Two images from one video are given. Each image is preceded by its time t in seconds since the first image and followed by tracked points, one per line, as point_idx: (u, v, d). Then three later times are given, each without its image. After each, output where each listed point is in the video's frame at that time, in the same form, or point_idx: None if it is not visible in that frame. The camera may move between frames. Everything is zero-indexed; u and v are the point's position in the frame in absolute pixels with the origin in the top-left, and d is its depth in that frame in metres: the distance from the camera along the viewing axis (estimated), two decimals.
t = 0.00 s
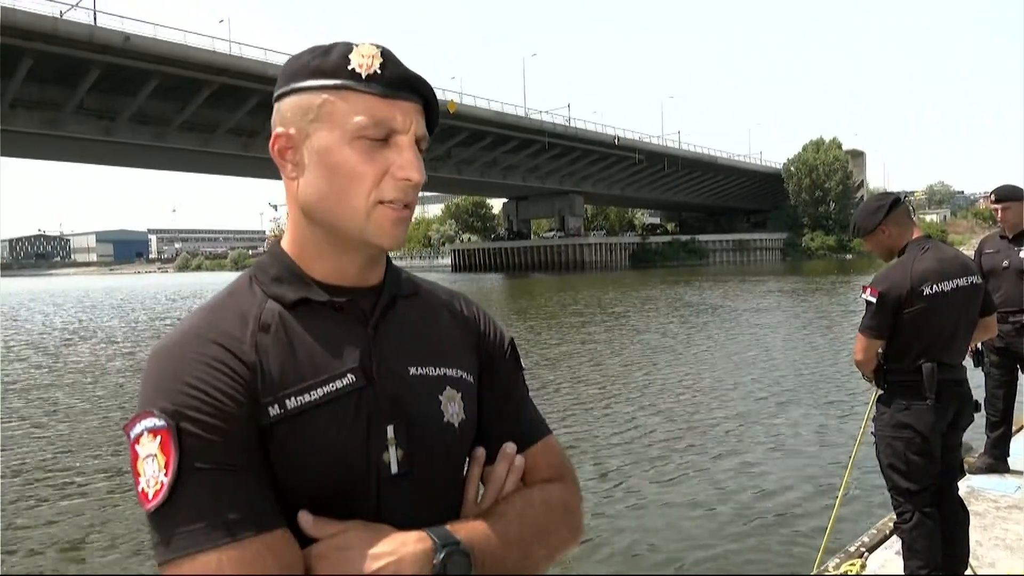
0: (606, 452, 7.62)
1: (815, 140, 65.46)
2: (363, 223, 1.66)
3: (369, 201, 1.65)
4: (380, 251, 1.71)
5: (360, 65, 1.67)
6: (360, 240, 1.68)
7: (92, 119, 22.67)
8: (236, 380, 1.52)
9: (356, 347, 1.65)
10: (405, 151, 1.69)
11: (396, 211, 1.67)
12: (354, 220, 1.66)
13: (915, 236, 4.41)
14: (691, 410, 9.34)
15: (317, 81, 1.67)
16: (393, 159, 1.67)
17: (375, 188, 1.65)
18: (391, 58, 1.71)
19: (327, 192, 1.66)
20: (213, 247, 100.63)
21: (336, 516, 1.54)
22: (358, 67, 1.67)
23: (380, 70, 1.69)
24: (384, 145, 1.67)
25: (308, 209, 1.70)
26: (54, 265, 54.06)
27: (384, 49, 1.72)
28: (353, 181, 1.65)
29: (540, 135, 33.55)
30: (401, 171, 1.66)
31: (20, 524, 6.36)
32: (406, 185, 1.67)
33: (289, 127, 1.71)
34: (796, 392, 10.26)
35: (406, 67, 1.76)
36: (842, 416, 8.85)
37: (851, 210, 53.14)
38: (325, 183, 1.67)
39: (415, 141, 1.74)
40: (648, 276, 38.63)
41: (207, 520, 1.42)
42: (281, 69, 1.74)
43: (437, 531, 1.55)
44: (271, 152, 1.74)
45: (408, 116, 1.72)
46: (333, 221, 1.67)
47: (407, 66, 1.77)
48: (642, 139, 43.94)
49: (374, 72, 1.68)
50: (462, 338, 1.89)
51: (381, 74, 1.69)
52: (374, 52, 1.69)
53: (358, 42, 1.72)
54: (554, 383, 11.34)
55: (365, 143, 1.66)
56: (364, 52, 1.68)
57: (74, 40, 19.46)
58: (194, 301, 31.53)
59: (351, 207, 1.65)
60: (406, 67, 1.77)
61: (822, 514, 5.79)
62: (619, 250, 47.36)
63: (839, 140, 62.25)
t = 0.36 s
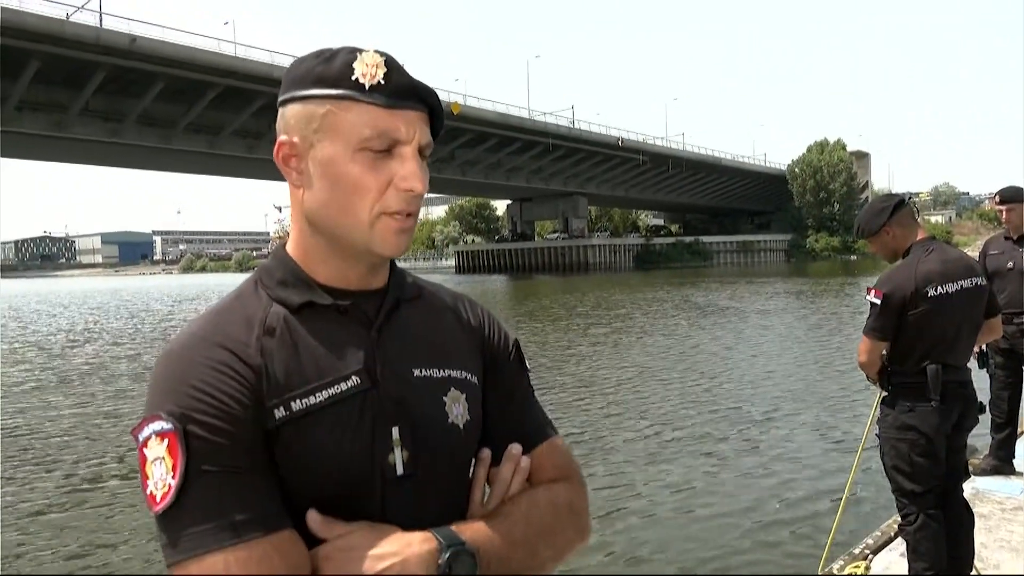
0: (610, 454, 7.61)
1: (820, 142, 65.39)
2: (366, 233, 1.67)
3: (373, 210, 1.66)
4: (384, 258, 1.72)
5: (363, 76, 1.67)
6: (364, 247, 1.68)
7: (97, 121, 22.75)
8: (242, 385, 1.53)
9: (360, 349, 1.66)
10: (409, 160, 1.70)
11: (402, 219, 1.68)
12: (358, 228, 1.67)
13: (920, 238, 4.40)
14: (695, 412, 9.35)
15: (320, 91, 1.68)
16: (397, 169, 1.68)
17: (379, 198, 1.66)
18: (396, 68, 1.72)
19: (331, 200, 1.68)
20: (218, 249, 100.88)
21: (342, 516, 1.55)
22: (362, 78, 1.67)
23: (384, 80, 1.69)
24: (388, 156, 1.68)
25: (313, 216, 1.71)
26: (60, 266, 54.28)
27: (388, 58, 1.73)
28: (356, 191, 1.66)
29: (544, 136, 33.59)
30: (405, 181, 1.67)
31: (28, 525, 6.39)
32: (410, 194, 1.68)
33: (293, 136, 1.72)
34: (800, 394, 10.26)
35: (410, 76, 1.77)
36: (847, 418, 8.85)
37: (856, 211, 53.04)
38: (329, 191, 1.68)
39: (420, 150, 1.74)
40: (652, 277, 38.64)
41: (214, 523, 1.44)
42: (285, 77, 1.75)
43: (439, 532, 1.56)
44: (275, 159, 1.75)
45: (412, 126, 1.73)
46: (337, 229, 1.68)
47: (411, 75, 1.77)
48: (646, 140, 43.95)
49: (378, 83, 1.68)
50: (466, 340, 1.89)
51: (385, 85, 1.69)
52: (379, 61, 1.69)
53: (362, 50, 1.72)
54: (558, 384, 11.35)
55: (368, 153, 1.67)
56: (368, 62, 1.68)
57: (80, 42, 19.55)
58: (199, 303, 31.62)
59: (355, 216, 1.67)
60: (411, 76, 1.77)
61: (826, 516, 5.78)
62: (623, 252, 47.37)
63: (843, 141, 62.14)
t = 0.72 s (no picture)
0: (609, 455, 7.61)
1: (818, 143, 65.50)
2: (355, 236, 1.67)
3: (359, 213, 1.67)
4: (374, 261, 1.73)
5: (345, 81, 1.67)
6: (353, 251, 1.69)
7: (96, 122, 22.75)
8: (235, 387, 1.54)
9: (352, 350, 1.66)
10: (394, 165, 1.70)
11: (389, 222, 1.69)
12: (346, 231, 1.67)
13: (916, 239, 4.40)
14: (694, 413, 9.36)
15: (302, 96, 1.68)
16: (382, 174, 1.68)
17: (366, 202, 1.67)
18: (378, 73, 1.73)
19: (318, 204, 1.68)
20: (217, 251, 100.90)
21: (342, 515, 1.55)
22: (344, 82, 1.68)
23: (366, 85, 1.69)
24: (374, 159, 1.69)
25: (301, 222, 1.72)
26: (59, 267, 54.29)
27: (370, 62, 1.73)
28: (343, 196, 1.67)
29: (543, 138, 33.62)
30: (390, 185, 1.68)
31: (22, 528, 6.35)
32: (396, 198, 1.68)
33: (278, 142, 1.73)
34: (798, 395, 10.27)
35: (393, 80, 1.77)
36: (845, 419, 8.85)
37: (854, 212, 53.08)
38: (317, 195, 1.68)
39: (405, 154, 1.75)
40: (652, 278, 38.65)
41: (208, 525, 1.44)
42: (268, 83, 1.75)
43: (442, 529, 1.56)
44: (261, 166, 1.76)
45: (396, 130, 1.73)
46: (325, 233, 1.69)
47: (394, 78, 1.78)
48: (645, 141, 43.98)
49: (361, 87, 1.69)
50: (461, 340, 1.90)
51: (368, 89, 1.70)
52: (361, 66, 1.70)
53: (344, 56, 1.72)
54: (557, 386, 11.34)
55: (354, 158, 1.67)
56: (350, 67, 1.69)
57: (78, 43, 19.56)
58: (198, 304, 31.62)
59: (343, 220, 1.67)
60: (394, 80, 1.78)
61: (825, 517, 5.77)
62: (623, 253, 47.41)
63: (842, 142, 62.23)
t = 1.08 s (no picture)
0: (606, 457, 7.60)
1: (815, 145, 65.64)
2: (344, 237, 1.68)
3: (348, 214, 1.68)
4: (365, 263, 1.73)
5: (326, 82, 1.69)
6: (343, 253, 1.70)
7: (92, 123, 22.71)
8: (228, 393, 1.54)
9: (345, 353, 1.66)
10: (379, 165, 1.72)
11: (377, 223, 1.70)
12: (336, 233, 1.68)
13: (907, 242, 4.41)
14: (692, 414, 9.37)
15: (285, 100, 1.69)
16: (368, 173, 1.69)
17: (354, 203, 1.68)
18: (358, 73, 1.74)
19: (306, 207, 1.68)
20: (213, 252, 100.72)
21: (343, 518, 1.55)
22: (325, 85, 1.69)
23: (347, 85, 1.71)
24: (359, 159, 1.70)
25: (289, 227, 1.71)
26: (55, 269, 54.10)
27: (351, 63, 1.75)
28: (331, 198, 1.67)
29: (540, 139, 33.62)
30: (376, 185, 1.69)
31: (19, 531, 6.31)
32: (383, 199, 1.70)
33: (262, 148, 1.73)
34: (796, 397, 10.28)
35: (374, 82, 1.79)
36: (842, 421, 8.86)
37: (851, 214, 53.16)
38: (305, 197, 1.68)
39: (389, 155, 1.77)
40: (649, 280, 38.69)
41: (206, 532, 1.43)
42: (249, 90, 1.76)
43: (448, 530, 1.57)
44: (245, 173, 1.75)
45: (380, 131, 1.75)
46: (314, 237, 1.69)
47: (374, 80, 1.79)
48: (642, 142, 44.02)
49: (343, 88, 1.70)
50: (453, 344, 1.90)
51: (349, 91, 1.71)
52: (341, 68, 1.71)
53: (324, 59, 1.74)
54: (553, 387, 11.33)
55: (339, 158, 1.68)
56: (331, 68, 1.70)
57: (75, 43, 19.51)
58: (194, 306, 31.54)
59: (332, 222, 1.68)
60: (374, 82, 1.80)
61: (821, 519, 5.77)
62: (620, 255, 47.40)
63: (838, 144, 62.35)
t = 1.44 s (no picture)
0: (605, 459, 7.63)
1: (814, 146, 65.64)
2: (346, 235, 1.68)
3: (349, 213, 1.68)
4: (365, 264, 1.73)
5: (326, 79, 1.69)
6: (345, 253, 1.69)
7: (91, 125, 22.73)
8: (227, 400, 1.53)
9: (345, 357, 1.65)
10: (381, 161, 1.71)
11: (379, 220, 1.70)
12: (336, 232, 1.67)
13: (908, 243, 4.41)
14: (691, 416, 9.39)
15: (284, 98, 1.69)
16: (370, 169, 1.69)
17: (354, 201, 1.68)
18: (356, 69, 1.73)
19: (306, 206, 1.68)
20: (213, 253, 100.68)
21: (343, 524, 1.55)
22: (324, 81, 1.69)
23: (346, 82, 1.71)
24: (360, 156, 1.70)
25: (289, 227, 1.71)
26: (55, 271, 54.15)
27: (350, 60, 1.74)
28: (331, 199, 1.67)
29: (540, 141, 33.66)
30: (379, 181, 1.69)
31: (17, 534, 6.30)
32: (385, 195, 1.70)
33: (261, 148, 1.73)
34: (795, 399, 10.30)
35: (373, 79, 1.78)
36: (841, 422, 8.88)
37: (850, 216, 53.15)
38: (306, 197, 1.68)
39: (390, 152, 1.76)
40: (649, 281, 38.74)
41: (203, 540, 1.43)
42: (247, 90, 1.76)
43: (449, 537, 1.56)
44: (244, 172, 1.75)
45: (380, 128, 1.75)
46: (315, 237, 1.69)
47: (374, 76, 1.79)
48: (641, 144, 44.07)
49: (342, 85, 1.70)
50: (454, 346, 1.89)
51: (348, 87, 1.71)
52: (340, 64, 1.71)
53: (322, 55, 1.73)
54: (552, 389, 11.33)
55: (340, 156, 1.68)
56: (329, 65, 1.70)
57: (74, 46, 19.54)
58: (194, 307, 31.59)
59: (332, 223, 1.67)
60: (374, 77, 1.79)
61: (820, 521, 5.76)
62: (619, 256, 47.45)
63: (838, 146, 62.35)
